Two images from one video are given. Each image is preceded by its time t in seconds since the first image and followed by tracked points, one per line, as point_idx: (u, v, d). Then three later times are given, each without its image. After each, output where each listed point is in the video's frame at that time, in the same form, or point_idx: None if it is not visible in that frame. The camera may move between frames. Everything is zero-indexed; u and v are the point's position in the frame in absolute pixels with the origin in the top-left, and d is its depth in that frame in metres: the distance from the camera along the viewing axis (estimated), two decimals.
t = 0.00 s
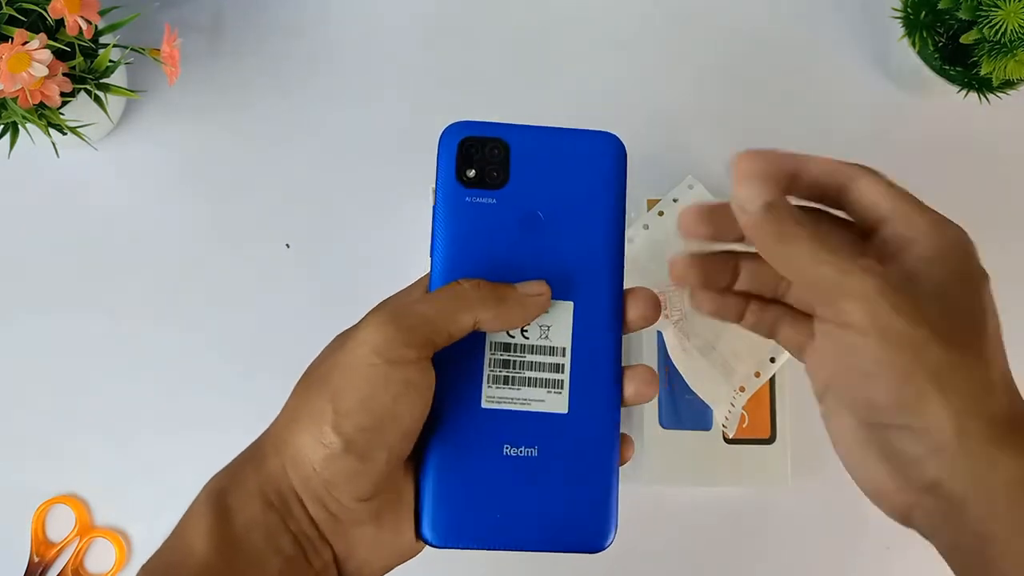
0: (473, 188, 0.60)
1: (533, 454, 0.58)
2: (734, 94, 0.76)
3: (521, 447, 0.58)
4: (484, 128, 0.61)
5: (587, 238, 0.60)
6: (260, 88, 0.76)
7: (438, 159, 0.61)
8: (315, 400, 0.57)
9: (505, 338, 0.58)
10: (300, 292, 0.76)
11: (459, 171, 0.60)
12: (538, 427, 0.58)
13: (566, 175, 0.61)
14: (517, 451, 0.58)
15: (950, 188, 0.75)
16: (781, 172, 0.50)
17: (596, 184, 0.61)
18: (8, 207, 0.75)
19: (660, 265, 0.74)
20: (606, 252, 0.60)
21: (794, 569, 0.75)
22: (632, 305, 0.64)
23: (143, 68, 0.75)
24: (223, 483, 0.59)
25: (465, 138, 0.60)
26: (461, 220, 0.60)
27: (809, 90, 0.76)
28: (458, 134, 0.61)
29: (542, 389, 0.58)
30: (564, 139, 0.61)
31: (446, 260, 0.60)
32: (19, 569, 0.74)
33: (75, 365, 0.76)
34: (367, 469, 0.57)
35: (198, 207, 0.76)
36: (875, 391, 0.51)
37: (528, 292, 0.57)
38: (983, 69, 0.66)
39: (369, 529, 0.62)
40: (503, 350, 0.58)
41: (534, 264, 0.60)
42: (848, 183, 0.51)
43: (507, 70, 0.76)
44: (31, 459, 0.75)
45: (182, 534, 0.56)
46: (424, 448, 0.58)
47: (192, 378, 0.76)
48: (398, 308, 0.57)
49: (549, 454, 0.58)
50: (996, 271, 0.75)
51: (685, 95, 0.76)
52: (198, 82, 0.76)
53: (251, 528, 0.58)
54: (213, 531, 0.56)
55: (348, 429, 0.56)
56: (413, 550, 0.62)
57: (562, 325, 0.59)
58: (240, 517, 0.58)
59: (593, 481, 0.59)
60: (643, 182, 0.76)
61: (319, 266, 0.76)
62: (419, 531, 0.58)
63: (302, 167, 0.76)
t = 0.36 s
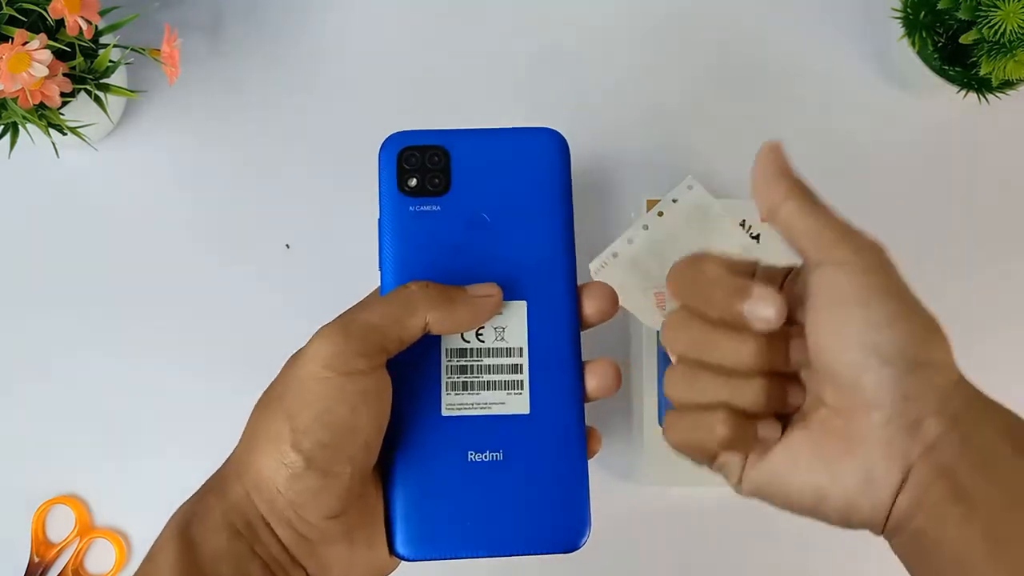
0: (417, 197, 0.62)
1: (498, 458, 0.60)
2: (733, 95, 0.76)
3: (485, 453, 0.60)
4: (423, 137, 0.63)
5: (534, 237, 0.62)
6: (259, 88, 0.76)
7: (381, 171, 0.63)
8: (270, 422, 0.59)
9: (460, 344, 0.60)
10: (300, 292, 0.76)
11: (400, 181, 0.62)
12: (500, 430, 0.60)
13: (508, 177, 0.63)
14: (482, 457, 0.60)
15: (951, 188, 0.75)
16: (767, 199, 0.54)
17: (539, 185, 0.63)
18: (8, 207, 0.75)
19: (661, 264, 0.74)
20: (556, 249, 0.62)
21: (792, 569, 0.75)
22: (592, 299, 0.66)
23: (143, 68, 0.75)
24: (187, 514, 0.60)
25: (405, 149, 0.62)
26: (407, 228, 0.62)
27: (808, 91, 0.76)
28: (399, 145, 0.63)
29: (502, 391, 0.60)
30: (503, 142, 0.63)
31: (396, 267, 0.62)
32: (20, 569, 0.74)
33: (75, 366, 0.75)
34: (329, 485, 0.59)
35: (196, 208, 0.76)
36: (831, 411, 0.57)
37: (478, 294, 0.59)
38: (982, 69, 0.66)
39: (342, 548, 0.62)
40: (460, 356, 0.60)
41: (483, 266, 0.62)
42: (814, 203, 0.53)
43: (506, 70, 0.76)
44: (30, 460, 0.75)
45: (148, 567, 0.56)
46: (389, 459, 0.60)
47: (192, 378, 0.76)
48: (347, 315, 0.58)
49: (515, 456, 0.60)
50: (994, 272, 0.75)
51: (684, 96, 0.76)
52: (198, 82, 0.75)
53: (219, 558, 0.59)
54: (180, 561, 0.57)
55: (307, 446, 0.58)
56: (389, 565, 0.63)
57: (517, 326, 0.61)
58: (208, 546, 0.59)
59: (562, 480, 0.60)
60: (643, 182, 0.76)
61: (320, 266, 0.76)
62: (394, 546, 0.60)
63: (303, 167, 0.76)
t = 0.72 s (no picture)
0: (422, 187, 0.62)
1: (500, 450, 0.60)
2: (733, 94, 0.76)
3: (487, 445, 0.60)
4: (427, 127, 0.62)
5: (537, 231, 0.62)
6: (259, 88, 0.76)
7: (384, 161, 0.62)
8: (274, 411, 0.59)
9: (464, 335, 0.60)
10: (300, 292, 0.76)
11: (405, 171, 0.62)
12: (502, 422, 0.60)
13: (512, 169, 0.63)
14: (483, 449, 0.60)
15: (950, 188, 0.75)
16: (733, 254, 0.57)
17: (541, 177, 0.63)
18: (9, 207, 0.75)
19: (661, 264, 0.74)
20: (558, 243, 0.62)
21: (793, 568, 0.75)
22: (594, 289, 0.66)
23: (143, 68, 0.75)
24: (189, 501, 0.60)
25: (410, 138, 0.62)
26: (411, 220, 0.62)
27: (808, 90, 0.76)
28: (402, 134, 0.62)
29: (504, 383, 0.60)
30: (507, 133, 0.63)
31: (399, 259, 0.61)
32: (20, 568, 0.74)
33: (75, 365, 0.75)
34: (332, 475, 0.58)
35: (196, 207, 0.76)
36: (836, 473, 0.58)
37: (482, 286, 0.59)
38: (982, 70, 0.66)
39: (343, 539, 0.62)
40: (463, 348, 0.60)
41: (486, 259, 0.62)
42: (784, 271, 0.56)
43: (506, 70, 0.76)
44: (31, 460, 0.75)
45: (150, 554, 0.57)
46: (392, 449, 0.60)
47: (193, 378, 0.76)
48: (351, 305, 0.59)
49: (516, 449, 0.60)
50: (994, 272, 0.75)
51: (684, 96, 0.76)
52: (198, 82, 0.75)
53: (221, 545, 0.59)
54: (182, 548, 0.57)
55: (311, 435, 0.58)
56: (390, 556, 0.63)
57: (521, 319, 0.61)
58: (210, 533, 0.59)
59: (563, 474, 0.60)
60: (643, 182, 0.76)
61: (320, 266, 0.76)
62: (395, 536, 0.60)
63: (303, 167, 0.76)
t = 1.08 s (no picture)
0: (423, 188, 0.62)
1: (499, 452, 0.60)
2: (733, 95, 0.76)
3: (486, 447, 0.60)
4: (429, 129, 0.63)
5: (537, 233, 0.62)
6: (260, 88, 0.76)
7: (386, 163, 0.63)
8: (275, 410, 0.59)
9: (464, 338, 0.60)
10: (301, 292, 0.76)
11: (407, 172, 0.62)
12: (502, 425, 0.60)
13: (514, 172, 0.63)
14: (483, 451, 0.60)
15: (950, 188, 0.75)
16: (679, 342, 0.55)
17: (542, 179, 0.63)
18: (9, 207, 0.75)
19: (661, 264, 0.74)
20: (558, 246, 0.62)
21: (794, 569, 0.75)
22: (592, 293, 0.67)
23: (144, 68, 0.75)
24: (189, 499, 0.60)
25: (412, 139, 0.62)
26: (413, 221, 0.62)
27: (809, 90, 0.76)
28: (404, 136, 0.62)
29: (504, 387, 0.60)
30: (508, 135, 0.63)
31: (401, 261, 0.62)
32: (20, 568, 0.75)
33: (75, 366, 0.75)
34: (332, 475, 0.58)
35: (196, 207, 0.76)
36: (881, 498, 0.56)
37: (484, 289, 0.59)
38: (982, 70, 0.66)
39: (344, 539, 0.62)
40: (464, 350, 0.60)
41: (488, 261, 0.62)
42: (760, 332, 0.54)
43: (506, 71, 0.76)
44: (31, 460, 0.75)
45: (151, 550, 0.57)
46: (391, 452, 0.60)
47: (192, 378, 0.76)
48: (351, 306, 0.59)
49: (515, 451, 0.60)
50: (994, 271, 0.75)
51: (684, 96, 0.76)
52: (198, 83, 0.75)
53: (220, 545, 0.59)
54: (182, 545, 0.57)
55: (312, 435, 0.58)
56: (391, 557, 0.63)
57: (521, 322, 0.61)
58: (210, 532, 0.59)
59: (561, 477, 0.61)
60: (643, 183, 0.76)
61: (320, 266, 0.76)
62: (394, 538, 0.60)
63: (303, 167, 0.76)
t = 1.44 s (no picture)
0: (409, 178, 0.61)
1: (501, 435, 0.61)
2: (733, 94, 0.76)
3: (488, 431, 0.60)
4: (412, 117, 0.62)
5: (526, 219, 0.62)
6: (259, 88, 0.76)
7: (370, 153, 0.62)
8: (274, 405, 0.59)
9: (459, 325, 0.60)
10: (300, 291, 0.76)
11: (392, 162, 0.61)
12: (502, 408, 0.61)
13: (499, 158, 0.62)
14: (485, 435, 0.60)
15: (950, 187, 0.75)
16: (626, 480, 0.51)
17: (528, 164, 0.62)
18: (8, 207, 0.75)
19: (661, 264, 0.74)
20: (547, 230, 0.62)
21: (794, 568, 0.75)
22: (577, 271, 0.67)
23: (143, 68, 0.75)
24: (192, 495, 0.60)
25: (395, 128, 0.61)
26: (401, 213, 0.61)
27: (808, 90, 0.76)
28: (386, 125, 0.61)
29: (502, 370, 0.60)
30: (493, 121, 0.62)
31: (391, 254, 0.61)
32: (21, 568, 0.75)
33: (75, 366, 0.76)
34: (335, 468, 0.59)
35: (196, 207, 0.76)
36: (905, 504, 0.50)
37: (474, 276, 0.59)
38: (982, 69, 0.66)
39: (348, 528, 0.64)
40: (460, 338, 0.60)
41: (479, 251, 0.61)
42: (736, 446, 0.49)
43: (506, 71, 0.76)
44: (31, 460, 0.75)
45: (154, 546, 0.57)
46: (391, 441, 0.60)
47: (192, 378, 0.76)
48: (345, 299, 0.58)
49: (517, 432, 0.61)
50: (993, 271, 0.75)
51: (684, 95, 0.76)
52: (198, 83, 0.75)
53: (225, 537, 0.59)
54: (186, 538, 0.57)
55: (312, 430, 0.58)
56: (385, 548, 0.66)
57: (515, 305, 0.61)
58: (214, 525, 0.59)
59: (563, 455, 0.61)
60: (643, 183, 0.76)
61: (320, 266, 0.76)
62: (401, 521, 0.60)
63: (302, 167, 0.76)
